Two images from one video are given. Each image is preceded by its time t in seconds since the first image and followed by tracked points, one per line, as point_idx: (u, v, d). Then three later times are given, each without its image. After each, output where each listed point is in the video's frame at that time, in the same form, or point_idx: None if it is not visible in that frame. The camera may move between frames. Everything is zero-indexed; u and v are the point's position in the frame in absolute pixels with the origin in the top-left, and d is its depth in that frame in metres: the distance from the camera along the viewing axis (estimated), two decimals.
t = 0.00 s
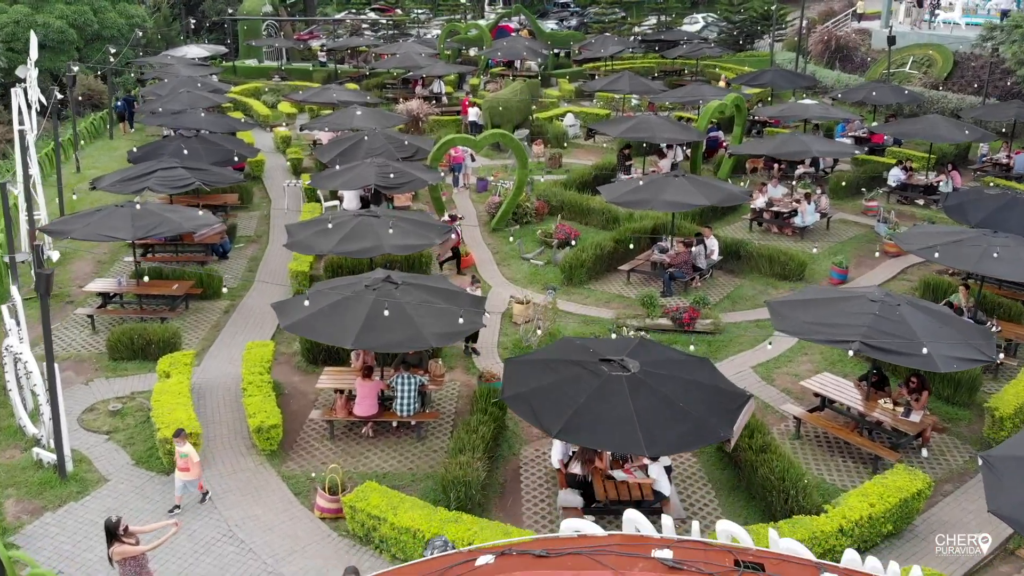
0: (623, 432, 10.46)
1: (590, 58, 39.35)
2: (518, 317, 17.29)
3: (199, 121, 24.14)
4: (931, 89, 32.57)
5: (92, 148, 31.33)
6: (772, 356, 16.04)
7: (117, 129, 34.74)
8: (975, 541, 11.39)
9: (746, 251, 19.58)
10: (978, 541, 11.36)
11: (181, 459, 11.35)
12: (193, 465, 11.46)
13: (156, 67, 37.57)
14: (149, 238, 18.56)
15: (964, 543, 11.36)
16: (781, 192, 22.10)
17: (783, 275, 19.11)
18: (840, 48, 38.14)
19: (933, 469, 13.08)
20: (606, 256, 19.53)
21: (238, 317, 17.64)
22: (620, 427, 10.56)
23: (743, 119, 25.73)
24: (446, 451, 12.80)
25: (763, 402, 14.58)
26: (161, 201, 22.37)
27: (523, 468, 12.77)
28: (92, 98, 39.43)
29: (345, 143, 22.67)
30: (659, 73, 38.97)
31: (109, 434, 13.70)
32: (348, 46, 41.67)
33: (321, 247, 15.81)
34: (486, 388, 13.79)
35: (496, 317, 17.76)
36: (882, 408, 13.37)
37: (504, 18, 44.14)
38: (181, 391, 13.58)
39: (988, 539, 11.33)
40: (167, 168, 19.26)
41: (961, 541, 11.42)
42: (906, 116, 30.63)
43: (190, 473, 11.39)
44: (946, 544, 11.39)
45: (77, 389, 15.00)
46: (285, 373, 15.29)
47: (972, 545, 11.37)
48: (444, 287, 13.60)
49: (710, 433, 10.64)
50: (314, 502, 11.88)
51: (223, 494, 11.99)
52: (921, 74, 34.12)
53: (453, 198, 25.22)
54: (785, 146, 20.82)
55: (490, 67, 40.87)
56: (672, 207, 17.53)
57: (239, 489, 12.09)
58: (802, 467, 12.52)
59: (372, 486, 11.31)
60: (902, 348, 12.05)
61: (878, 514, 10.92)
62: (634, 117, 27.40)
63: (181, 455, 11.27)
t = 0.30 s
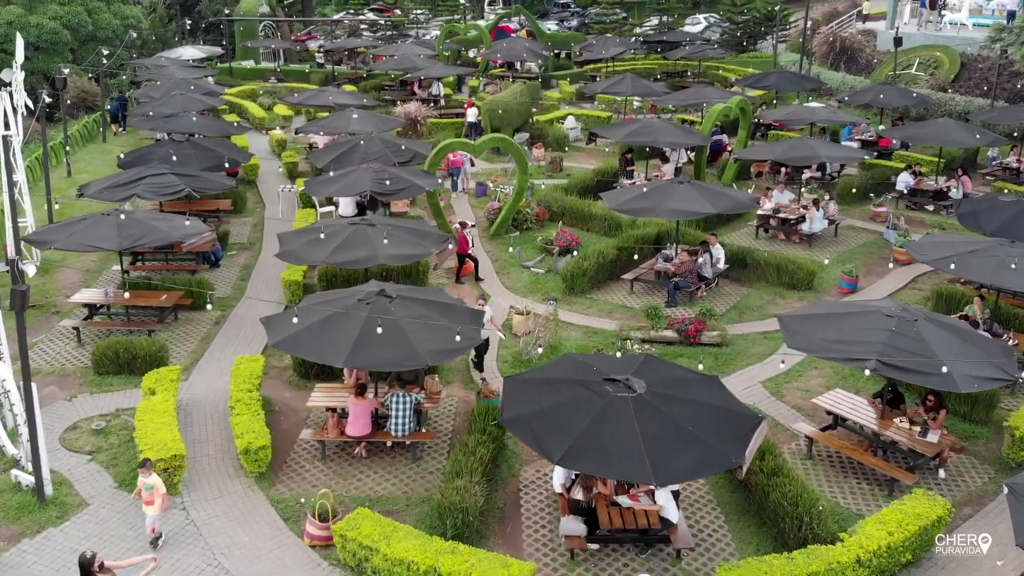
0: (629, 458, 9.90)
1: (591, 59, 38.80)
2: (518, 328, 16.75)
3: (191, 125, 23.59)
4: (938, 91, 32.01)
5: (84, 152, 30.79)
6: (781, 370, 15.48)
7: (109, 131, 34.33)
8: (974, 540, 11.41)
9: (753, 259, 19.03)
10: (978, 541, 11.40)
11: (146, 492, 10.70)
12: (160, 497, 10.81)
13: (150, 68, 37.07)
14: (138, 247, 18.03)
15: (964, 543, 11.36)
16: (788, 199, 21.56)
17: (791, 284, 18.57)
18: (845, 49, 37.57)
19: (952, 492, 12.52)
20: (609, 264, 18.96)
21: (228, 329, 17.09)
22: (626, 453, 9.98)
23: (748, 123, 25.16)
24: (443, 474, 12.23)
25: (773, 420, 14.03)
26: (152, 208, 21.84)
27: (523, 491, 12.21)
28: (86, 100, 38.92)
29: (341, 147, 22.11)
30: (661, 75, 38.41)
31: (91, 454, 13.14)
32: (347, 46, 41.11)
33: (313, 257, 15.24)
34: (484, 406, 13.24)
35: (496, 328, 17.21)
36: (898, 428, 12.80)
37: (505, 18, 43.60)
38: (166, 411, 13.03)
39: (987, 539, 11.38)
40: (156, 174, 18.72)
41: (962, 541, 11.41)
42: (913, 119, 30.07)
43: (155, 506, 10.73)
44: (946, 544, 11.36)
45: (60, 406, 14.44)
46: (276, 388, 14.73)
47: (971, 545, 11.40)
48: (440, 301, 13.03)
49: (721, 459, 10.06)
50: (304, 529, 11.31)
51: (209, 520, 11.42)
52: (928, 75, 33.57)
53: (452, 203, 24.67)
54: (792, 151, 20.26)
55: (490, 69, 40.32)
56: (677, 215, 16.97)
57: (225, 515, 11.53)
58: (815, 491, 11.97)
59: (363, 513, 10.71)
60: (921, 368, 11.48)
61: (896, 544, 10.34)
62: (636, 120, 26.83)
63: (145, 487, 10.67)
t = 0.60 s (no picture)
0: (637, 488, 9.33)
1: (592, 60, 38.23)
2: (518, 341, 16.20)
3: (183, 129, 23.03)
4: (945, 94, 31.47)
5: (76, 155, 30.22)
6: (789, 385, 14.92)
7: (102, 134, 33.79)
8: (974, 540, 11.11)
9: (760, 268, 18.49)
10: (978, 540, 11.11)
11: (107, 536, 9.74)
12: (122, 542, 9.84)
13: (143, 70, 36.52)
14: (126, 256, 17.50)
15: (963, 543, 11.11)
16: (795, 205, 21.09)
17: (799, 294, 18.03)
18: (850, 51, 37.02)
19: (971, 516, 11.97)
20: (611, 273, 18.40)
21: (218, 343, 16.56)
22: (632, 482, 9.40)
23: (753, 127, 24.63)
24: (439, 498, 11.68)
25: (783, 439, 13.47)
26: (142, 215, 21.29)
27: (522, 516, 11.65)
28: (79, 102, 38.35)
29: (336, 152, 21.54)
30: (663, 77, 37.84)
31: (72, 476, 12.58)
32: (345, 47, 40.58)
33: (305, 268, 14.68)
34: (481, 426, 12.69)
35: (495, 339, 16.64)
36: (913, 449, 12.26)
37: (504, 19, 43.07)
38: (150, 431, 12.49)
39: (988, 538, 11.05)
40: (145, 180, 18.17)
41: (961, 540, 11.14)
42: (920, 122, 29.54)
43: (117, 552, 9.77)
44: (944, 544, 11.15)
45: (41, 424, 13.87)
46: (267, 406, 14.19)
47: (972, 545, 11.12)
48: (437, 315, 12.46)
49: (733, 490, 9.49)
50: (292, 557, 10.75)
51: (193, 548, 10.86)
52: (935, 78, 33.04)
53: (450, 209, 24.15)
54: (799, 156, 19.71)
55: (490, 71, 39.81)
56: (682, 224, 16.42)
57: (210, 543, 10.97)
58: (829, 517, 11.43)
59: (354, 544, 10.13)
60: (942, 388, 10.93)
61: None
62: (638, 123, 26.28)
63: (107, 531, 9.72)
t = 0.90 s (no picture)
0: (642, 520, 8.78)
1: (593, 62, 37.71)
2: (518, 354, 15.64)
3: (175, 132, 22.48)
4: (952, 96, 30.96)
5: (68, 159, 29.69)
6: (799, 401, 14.38)
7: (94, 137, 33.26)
8: (975, 540, 11.03)
9: (767, 277, 17.96)
10: (978, 542, 11.03)
11: None
12: None
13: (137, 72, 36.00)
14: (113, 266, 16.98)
15: (961, 544, 11.02)
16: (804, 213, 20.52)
17: (807, 304, 17.49)
18: (854, 52, 36.49)
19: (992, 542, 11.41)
20: (614, 282, 17.84)
21: (207, 356, 16.03)
22: (639, 514, 8.85)
23: (758, 130, 24.09)
24: (434, 525, 11.13)
25: (794, 459, 12.93)
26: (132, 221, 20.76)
27: (522, 542, 11.07)
28: (72, 104, 37.82)
29: (331, 157, 20.95)
30: (665, 78, 37.35)
31: (52, 499, 12.04)
32: (343, 48, 40.07)
33: (296, 280, 14.12)
34: (479, 446, 12.14)
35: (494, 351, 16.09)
36: (931, 471, 11.71)
37: (504, 20, 42.58)
38: (132, 453, 11.95)
39: (988, 538, 10.98)
40: (133, 187, 17.63)
41: (962, 541, 11.06)
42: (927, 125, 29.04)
43: None
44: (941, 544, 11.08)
45: (21, 443, 13.33)
46: (257, 423, 13.66)
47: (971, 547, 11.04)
48: (433, 331, 11.91)
49: (745, 522, 8.94)
50: None
51: None
52: (941, 80, 32.53)
53: (449, 215, 23.56)
54: (807, 162, 19.16)
55: (489, 72, 39.30)
56: (687, 232, 15.87)
57: (193, 573, 10.41)
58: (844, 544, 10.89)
59: None
60: (963, 411, 10.40)
61: None
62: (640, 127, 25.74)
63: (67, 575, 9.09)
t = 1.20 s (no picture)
0: (649, 555, 8.24)
1: (594, 63, 37.19)
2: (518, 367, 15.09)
3: (166, 137, 21.95)
4: (959, 99, 30.45)
5: (59, 162, 29.16)
6: (809, 419, 13.84)
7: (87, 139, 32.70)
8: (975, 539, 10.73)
9: (774, 286, 17.44)
10: (978, 541, 10.72)
11: None
12: None
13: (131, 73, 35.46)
14: (99, 275, 16.46)
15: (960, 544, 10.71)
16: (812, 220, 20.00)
17: (815, 315, 16.97)
18: (859, 53, 35.96)
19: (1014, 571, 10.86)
20: (616, 292, 17.29)
21: (196, 371, 15.48)
22: (646, 550, 8.29)
23: (763, 134, 23.56)
24: (429, 554, 10.58)
25: (805, 480, 12.40)
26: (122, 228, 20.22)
27: (522, 572, 10.52)
28: (65, 106, 37.26)
29: (326, 163, 20.39)
30: (667, 81, 36.83)
31: (30, 524, 11.48)
32: (341, 49, 39.56)
33: (287, 293, 13.57)
34: (476, 469, 11.59)
35: (493, 364, 15.55)
36: (948, 496, 11.16)
37: (503, 21, 42.09)
38: (113, 477, 11.40)
39: (988, 537, 10.67)
40: (120, 195, 17.08)
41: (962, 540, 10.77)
42: (934, 128, 28.53)
43: None
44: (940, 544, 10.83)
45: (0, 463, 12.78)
46: (246, 443, 13.13)
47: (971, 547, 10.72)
48: (429, 348, 11.34)
49: (761, 557, 8.39)
50: None
51: None
52: (948, 82, 32.03)
53: (447, 221, 23.01)
54: (815, 168, 18.64)
55: (488, 74, 38.80)
56: (693, 242, 15.32)
57: None
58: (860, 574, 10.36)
59: None
60: (985, 436, 9.87)
61: None
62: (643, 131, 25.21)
63: None
